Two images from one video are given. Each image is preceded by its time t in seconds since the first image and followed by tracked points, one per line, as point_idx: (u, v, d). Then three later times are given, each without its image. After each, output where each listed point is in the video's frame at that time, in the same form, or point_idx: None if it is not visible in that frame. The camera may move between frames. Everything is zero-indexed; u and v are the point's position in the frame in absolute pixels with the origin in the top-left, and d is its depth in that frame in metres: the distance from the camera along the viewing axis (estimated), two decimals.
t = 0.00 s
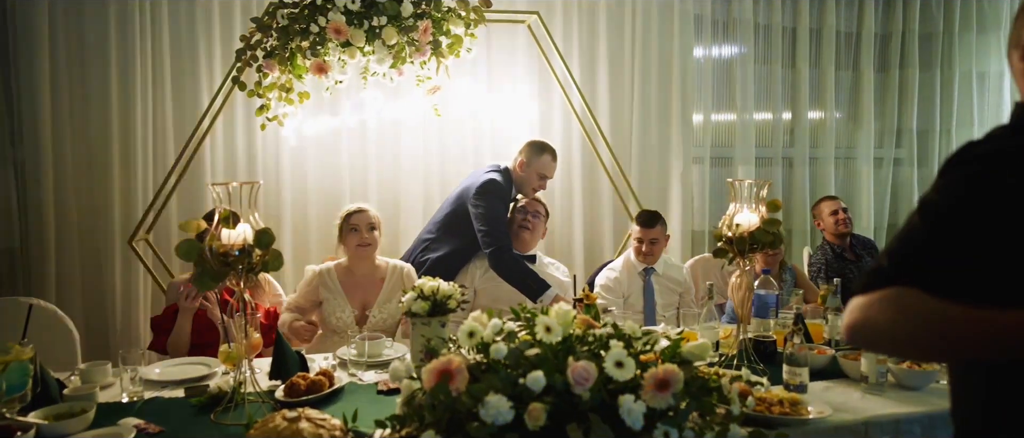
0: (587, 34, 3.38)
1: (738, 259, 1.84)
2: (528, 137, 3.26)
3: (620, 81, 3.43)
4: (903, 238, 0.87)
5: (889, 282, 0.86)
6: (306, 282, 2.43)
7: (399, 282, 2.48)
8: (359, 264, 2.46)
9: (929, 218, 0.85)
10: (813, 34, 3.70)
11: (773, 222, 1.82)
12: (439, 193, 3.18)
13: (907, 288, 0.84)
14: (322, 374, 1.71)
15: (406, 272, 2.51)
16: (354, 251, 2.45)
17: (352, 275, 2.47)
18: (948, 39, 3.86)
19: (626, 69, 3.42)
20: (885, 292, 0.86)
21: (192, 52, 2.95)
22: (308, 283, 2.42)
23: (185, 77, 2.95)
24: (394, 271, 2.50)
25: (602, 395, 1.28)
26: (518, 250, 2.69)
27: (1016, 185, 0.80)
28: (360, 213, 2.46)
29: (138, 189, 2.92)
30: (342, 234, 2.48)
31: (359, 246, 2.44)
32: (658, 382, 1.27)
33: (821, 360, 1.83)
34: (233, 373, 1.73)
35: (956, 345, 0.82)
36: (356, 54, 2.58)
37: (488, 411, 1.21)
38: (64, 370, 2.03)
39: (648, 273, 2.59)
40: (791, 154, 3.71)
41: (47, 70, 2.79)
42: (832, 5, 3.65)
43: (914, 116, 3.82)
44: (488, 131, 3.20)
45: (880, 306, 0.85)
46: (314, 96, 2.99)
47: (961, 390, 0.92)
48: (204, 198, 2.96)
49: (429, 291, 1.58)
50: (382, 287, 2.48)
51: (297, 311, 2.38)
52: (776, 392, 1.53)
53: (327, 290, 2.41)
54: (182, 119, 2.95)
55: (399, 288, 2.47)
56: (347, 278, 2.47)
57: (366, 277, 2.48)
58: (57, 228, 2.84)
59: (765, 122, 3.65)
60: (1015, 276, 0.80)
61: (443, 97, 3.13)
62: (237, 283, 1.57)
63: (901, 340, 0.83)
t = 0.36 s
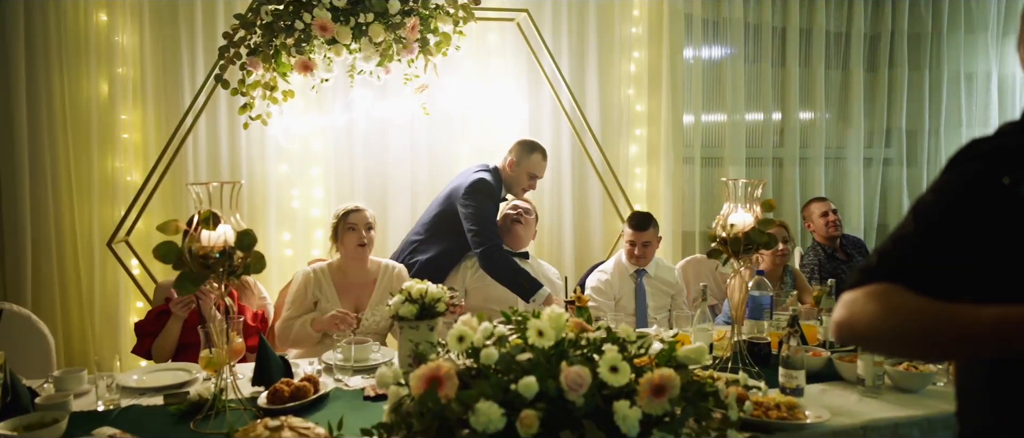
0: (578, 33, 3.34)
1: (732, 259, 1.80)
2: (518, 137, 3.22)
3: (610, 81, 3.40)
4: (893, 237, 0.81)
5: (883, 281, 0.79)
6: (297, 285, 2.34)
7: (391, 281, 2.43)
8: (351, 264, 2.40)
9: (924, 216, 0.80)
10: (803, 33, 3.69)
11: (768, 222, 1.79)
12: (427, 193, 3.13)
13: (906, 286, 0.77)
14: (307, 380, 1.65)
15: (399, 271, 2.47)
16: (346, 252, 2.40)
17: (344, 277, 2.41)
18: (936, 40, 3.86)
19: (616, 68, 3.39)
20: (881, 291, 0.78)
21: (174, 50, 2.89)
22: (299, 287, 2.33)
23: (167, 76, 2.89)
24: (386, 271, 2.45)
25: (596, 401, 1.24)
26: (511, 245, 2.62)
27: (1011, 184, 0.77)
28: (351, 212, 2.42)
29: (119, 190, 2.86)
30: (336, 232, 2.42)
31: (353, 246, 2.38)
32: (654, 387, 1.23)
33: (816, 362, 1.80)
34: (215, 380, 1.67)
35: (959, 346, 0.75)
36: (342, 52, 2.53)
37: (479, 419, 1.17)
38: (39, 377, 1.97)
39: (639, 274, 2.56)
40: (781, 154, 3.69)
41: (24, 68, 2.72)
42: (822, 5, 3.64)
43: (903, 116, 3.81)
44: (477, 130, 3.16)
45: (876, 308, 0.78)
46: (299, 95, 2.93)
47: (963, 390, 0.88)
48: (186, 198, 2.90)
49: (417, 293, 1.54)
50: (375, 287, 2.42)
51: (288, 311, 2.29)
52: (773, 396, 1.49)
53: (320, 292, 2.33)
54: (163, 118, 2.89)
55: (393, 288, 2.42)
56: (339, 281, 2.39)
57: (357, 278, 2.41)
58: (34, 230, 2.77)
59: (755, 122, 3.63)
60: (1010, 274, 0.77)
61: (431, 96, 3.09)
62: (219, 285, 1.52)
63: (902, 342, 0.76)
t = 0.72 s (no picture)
0: (569, 31, 3.31)
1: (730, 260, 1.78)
2: (509, 136, 3.18)
3: (601, 80, 3.37)
4: (866, 233, 1.00)
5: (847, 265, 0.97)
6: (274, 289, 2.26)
7: (371, 285, 2.39)
8: (333, 266, 2.34)
9: (899, 216, 0.98)
10: (795, 32, 3.68)
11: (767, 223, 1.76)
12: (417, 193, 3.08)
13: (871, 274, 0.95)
14: (296, 385, 1.61)
15: (379, 274, 2.43)
16: (332, 252, 2.33)
17: (323, 279, 2.35)
18: (926, 40, 3.86)
19: (608, 66, 3.36)
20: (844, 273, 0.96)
21: (158, 45, 2.82)
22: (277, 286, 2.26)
23: (150, 72, 2.82)
24: (367, 273, 2.40)
25: (596, 407, 1.21)
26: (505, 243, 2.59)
27: (967, 182, 0.92)
28: (344, 212, 2.35)
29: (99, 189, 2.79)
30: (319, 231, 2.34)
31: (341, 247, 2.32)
32: (656, 392, 1.20)
33: (815, 364, 1.78)
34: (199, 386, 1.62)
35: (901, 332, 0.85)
36: (331, 49, 2.48)
37: (477, 426, 1.13)
38: (17, 383, 1.91)
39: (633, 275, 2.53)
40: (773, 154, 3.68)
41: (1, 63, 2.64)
42: (814, 4, 3.63)
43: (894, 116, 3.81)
44: (467, 129, 3.12)
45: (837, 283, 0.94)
46: (286, 92, 2.88)
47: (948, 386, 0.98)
48: (170, 198, 2.84)
49: (410, 296, 1.49)
50: (355, 290, 2.37)
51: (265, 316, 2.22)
52: (773, 399, 1.46)
53: (297, 296, 2.26)
54: (146, 116, 2.83)
55: (372, 292, 2.38)
56: (317, 282, 2.33)
57: (339, 280, 2.36)
58: (12, 229, 2.70)
59: (747, 122, 3.62)
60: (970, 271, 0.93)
61: (421, 94, 3.04)
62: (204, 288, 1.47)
63: (856, 316, 0.88)
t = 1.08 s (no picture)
0: (563, 29, 3.27)
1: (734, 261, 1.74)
2: (504, 134, 3.14)
3: (596, 77, 3.34)
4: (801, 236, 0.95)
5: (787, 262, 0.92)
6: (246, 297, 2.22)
7: (348, 284, 2.35)
8: (306, 269, 2.29)
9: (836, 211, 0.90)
10: (791, 31, 3.66)
11: (772, 223, 1.73)
12: (410, 192, 3.03)
13: (808, 275, 0.90)
14: (290, 393, 1.56)
15: (354, 272, 2.39)
16: (304, 257, 2.28)
17: (296, 283, 2.29)
18: (922, 37, 3.85)
19: (604, 64, 3.33)
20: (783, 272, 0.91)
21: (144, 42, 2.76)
22: (249, 295, 2.21)
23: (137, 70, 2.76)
24: (342, 272, 2.36)
25: (602, 415, 1.17)
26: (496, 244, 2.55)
27: (893, 175, 0.85)
28: (315, 215, 2.30)
29: (84, 188, 2.72)
30: (286, 235, 2.30)
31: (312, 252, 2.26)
32: (665, 401, 1.16)
33: (820, 367, 1.75)
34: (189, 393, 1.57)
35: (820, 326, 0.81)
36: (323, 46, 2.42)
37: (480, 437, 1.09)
38: None
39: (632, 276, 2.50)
40: (769, 153, 3.65)
41: None
42: (809, 3, 3.61)
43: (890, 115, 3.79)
44: (462, 127, 3.07)
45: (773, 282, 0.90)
46: (277, 90, 2.82)
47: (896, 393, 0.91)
48: (158, 199, 2.77)
49: (408, 301, 1.45)
50: (329, 293, 2.31)
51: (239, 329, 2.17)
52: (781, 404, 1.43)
53: (269, 303, 2.21)
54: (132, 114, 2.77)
55: (349, 291, 2.34)
56: (292, 287, 2.28)
57: (313, 284, 2.31)
58: None
59: (743, 121, 3.59)
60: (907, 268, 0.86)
61: (415, 92, 2.99)
62: (194, 292, 1.42)
63: (785, 317, 0.85)
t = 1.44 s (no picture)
0: (564, 27, 3.23)
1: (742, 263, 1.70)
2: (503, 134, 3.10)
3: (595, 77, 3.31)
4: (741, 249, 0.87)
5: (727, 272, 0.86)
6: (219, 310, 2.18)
7: (324, 289, 2.32)
8: (276, 278, 2.23)
9: (779, 220, 0.83)
10: (791, 30, 3.63)
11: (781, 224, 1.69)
12: (408, 193, 2.98)
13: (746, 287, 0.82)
14: (287, 399, 1.51)
15: (331, 275, 2.35)
16: (269, 268, 2.23)
17: (270, 291, 2.25)
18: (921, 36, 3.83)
19: (604, 63, 3.29)
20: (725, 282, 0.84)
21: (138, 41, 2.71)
22: (222, 310, 2.17)
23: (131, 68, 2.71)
24: (318, 276, 2.33)
25: (613, 424, 1.13)
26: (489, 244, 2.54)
27: (836, 184, 0.77)
28: (278, 222, 2.22)
29: (78, 189, 2.67)
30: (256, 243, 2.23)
31: (274, 264, 2.20)
32: (679, 409, 1.12)
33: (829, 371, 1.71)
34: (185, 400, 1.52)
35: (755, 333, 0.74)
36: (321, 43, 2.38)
37: None
38: None
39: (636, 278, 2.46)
40: (769, 153, 3.62)
41: None
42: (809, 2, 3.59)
43: (890, 114, 3.77)
44: (462, 127, 3.03)
45: (714, 290, 0.83)
46: (273, 89, 2.77)
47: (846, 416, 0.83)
48: (152, 199, 2.72)
49: (411, 305, 1.40)
50: (305, 300, 2.28)
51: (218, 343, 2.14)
52: (794, 411, 1.38)
53: (244, 315, 2.17)
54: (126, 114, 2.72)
55: (326, 296, 2.31)
56: (266, 298, 2.24)
57: (288, 292, 2.27)
58: None
59: (743, 121, 3.56)
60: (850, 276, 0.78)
61: (414, 91, 2.95)
62: (189, 296, 1.37)
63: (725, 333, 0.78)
